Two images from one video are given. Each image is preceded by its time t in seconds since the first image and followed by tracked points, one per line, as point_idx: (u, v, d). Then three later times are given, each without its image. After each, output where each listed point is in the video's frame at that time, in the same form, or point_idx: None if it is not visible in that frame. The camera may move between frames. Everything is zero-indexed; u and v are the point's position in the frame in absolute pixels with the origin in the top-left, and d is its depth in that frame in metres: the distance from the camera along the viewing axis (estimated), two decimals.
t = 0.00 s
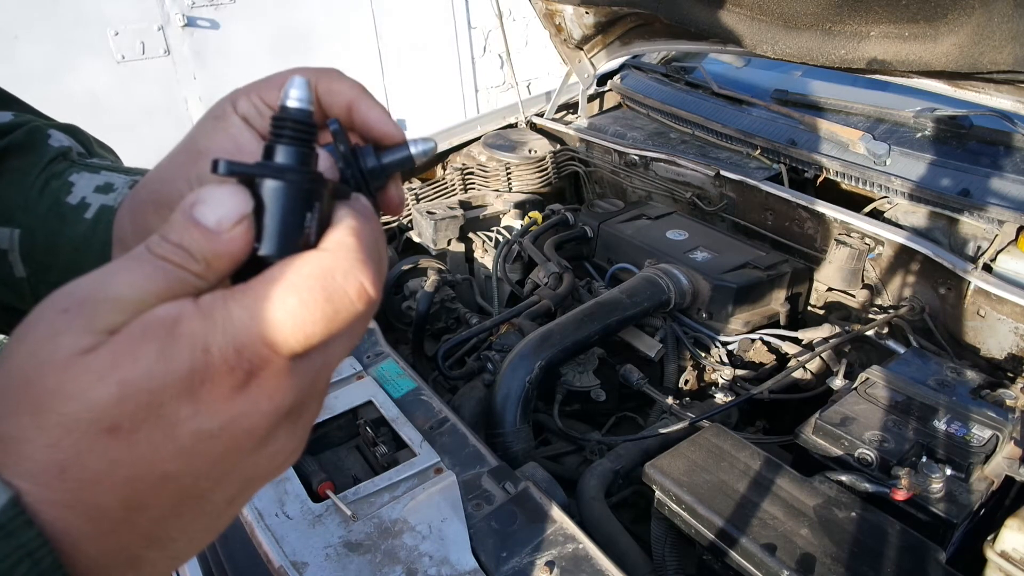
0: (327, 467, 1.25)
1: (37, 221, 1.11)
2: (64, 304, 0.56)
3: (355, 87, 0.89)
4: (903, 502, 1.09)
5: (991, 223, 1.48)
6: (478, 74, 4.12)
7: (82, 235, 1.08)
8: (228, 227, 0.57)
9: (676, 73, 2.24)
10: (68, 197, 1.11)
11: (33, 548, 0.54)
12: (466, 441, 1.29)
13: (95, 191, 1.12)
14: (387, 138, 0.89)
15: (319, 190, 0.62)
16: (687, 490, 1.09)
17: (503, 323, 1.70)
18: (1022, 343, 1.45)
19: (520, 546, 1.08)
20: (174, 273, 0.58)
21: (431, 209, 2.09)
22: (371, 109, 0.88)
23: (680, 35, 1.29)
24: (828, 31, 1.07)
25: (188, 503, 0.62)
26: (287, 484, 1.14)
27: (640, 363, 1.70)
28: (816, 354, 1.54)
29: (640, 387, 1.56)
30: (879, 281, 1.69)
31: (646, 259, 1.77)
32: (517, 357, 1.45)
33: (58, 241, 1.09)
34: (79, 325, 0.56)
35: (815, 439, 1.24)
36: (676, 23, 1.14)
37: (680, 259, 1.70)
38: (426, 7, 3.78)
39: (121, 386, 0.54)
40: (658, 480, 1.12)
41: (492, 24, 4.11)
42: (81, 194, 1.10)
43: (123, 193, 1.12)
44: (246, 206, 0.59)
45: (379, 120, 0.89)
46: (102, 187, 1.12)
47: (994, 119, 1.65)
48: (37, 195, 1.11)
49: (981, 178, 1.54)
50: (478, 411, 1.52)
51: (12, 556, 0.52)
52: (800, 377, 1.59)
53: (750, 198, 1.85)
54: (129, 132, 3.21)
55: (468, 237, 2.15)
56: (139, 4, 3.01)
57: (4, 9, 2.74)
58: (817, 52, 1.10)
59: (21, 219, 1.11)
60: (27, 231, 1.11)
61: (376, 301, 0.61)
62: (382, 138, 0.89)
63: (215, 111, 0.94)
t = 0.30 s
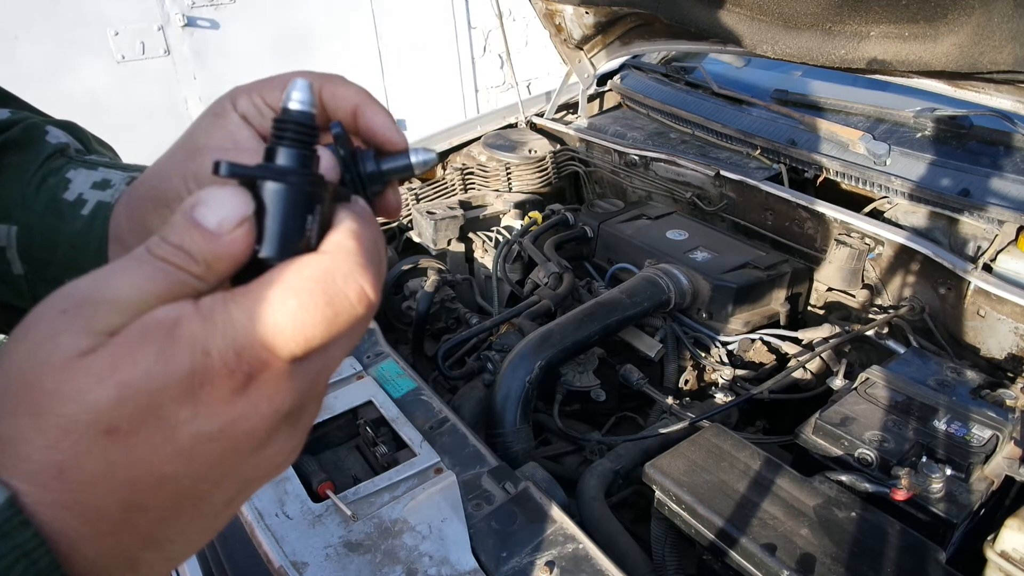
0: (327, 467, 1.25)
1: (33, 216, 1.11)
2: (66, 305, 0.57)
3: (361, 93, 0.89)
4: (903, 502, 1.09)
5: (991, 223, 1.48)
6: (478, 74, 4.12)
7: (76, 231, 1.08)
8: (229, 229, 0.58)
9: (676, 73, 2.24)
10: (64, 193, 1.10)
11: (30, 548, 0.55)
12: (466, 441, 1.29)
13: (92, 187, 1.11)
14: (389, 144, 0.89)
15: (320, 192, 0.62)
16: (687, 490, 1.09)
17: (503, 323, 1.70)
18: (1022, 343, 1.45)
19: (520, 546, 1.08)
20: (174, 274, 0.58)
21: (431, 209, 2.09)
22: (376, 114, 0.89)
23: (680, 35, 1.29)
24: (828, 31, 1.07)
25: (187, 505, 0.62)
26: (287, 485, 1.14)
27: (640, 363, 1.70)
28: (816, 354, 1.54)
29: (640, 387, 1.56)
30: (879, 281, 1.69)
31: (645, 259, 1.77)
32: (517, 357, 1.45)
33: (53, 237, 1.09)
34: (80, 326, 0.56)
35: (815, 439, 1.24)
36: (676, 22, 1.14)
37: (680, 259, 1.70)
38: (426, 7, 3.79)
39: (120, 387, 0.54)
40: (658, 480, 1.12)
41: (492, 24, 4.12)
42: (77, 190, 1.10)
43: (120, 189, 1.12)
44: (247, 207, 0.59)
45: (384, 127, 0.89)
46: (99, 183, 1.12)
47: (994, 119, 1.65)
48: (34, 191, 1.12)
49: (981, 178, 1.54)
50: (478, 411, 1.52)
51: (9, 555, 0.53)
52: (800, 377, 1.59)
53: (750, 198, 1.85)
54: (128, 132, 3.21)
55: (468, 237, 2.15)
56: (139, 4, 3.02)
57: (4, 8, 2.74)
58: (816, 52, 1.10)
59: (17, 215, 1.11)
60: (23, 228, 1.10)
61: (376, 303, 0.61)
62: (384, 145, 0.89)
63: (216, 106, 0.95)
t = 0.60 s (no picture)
0: (327, 467, 1.25)
1: (34, 215, 1.11)
2: (65, 303, 0.57)
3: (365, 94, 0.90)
4: (903, 502, 1.09)
5: (990, 223, 1.48)
6: (478, 74, 4.14)
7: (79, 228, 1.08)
8: (228, 227, 0.57)
9: (677, 73, 2.24)
10: (67, 192, 1.10)
11: (30, 546, 0.55)
12: (466, 441, 1.29)
13: (95, 186, 1.12)
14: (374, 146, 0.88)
15: (319, 191, 0.62)
16: (687, 490, 1.09)
17: (503, 323, 1.71)
18: (1022, 343, 1.45)
19: (520, 546, 1.08)
20: (174, 272, 0.58)
21: (431, 209, 2.09)
22: (372, 116, 0.89)
23: (680, 35, 1.29)
24: (828, 31, 1.07)
25: (186, 503, 0.62)
26: (287, 484, 1.14)
27: (640, 363, 1.70)
28: (815, 354, 1.54)
29: (640, 387, 1.56)
30: (879, 281, 1.69)
31: (645, 259, 1.77)
32: (518, 357, 1.45)
33: (53, 236, 1.09)
34: (79, 323, 0.56)
35: (815, 439, 1.24)
36: (676, 23, 1.14)
37: (680, 259, 1.70)
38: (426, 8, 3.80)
39: (120, 385, 0.54)
40: (658, 480, 1.12)
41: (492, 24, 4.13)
42: (80, 189, 1.10)
43: (123, 188, 1.12)
44: (246, 205, 0.59)
45: (375, 128, 0.89)
46: (102, 182, 1.13)
47: (994, 119, 1.65)
48: (36, 191, 1.12)
49: (981, 178, 1.54)
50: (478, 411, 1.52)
51: (9, 554, 0.53)
52: (800, 377, 1.59)
53: (750, 198, 1.85)
54: (129, 132, 3.26)
55: (468, 237, 2.15)
56: (139, 5, 3.08)
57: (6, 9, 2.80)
58: (816, 52, 1.10)
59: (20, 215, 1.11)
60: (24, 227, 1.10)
61: (375, 302, 0.61)
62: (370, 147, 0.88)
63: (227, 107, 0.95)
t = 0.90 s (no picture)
0: (327, 467, 1.25)
1: (22, 197, 1.05)
2: (63, 305, 0.57)
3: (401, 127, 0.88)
4: (903, 502, 1.09)
5: (991, 223, 1.48)
6: (478, 74, 4.15)
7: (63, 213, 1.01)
8: (220, 229, 0.60)
9: (677, 74, 2.24)
10: (60, 175, 1.06)
11: (33, 543, 0.53)
12: (466, 441, 1.29)
13: (89, 171, 1.07)
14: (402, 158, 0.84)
15: (308, 198, 0.67)
16: (687, 490, 1.09)
17: (503, 323, 1.71)
18: (1022, 343, 1.45)
19: (520, 546, 1.08)
20: (169, 274, 0.59)
21: (431, 209, 2.09)
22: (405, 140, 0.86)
23: (680, 36, 1.29)
24: (828, 31, 1.07)
25: (182, 505, 0.59)
26: (287, 484, 1.14)
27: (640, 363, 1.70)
28: (815, 354, 1.54)
29: (640, 387, 1.56)
30: (879, 281, 1.69)
31: (645, 259, 1.77)
32: (517, 357, 1.45)
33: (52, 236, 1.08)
34: (78, 322, 0.55)
35: (815, 439, 1.24)
36: (676, 23, 1.14)
37: (680, 259, 1.70)
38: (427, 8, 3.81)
39: (119, 379, 0.53)
40: (658, 480, 1.12)
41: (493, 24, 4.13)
42: (74, 172, 1.06)
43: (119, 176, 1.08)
44: (238, 208, 0.62)
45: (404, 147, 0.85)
46: (97, 168, 1.08)
47: (994, 119, 1.65)
48: (28, 173, 1.06)
49: (981, 178, 1.54)
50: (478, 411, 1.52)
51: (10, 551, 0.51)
52: (800, 377, 1.59)
53: (750, 198, 1.85)
54: (128, 130, 3.28)
55: (468, 237, 2.15)
56: (138, 5, 3.09)
57: (7, 8, 2.82)
58: (816, 52, 1.10)
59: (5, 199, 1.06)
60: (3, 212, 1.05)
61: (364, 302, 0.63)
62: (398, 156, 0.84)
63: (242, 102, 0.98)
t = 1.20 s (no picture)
0: (327, 467, 1.25)
1: (39, 198, 1.04)
2: (62, 311, 0.57)
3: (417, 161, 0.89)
4: (903, 502, 1.09)
5: (990, 223, 1.49)
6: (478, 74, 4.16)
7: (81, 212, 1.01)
8: (223, 237, 0.58)
9: (676, 74, 2.24)
10: (75, 175, 1.05)
11: (33, 551, 0.55)
12: (467, 441, 1.29)
13: (105, 171, 1.06)
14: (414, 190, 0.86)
15: (311, 204, 0.64)
16: (687, 490, 1.09)
17: (503, 323, 1.71)
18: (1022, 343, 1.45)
19: (520, 546, 1.08)
20: (171, 281, 0.59)
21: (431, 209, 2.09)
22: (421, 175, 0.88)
23: (680, 36, 1.29)
24: (828, 31, 1.08)
25: (183, 511, 0.62)
26: (287, 484, 1.14)
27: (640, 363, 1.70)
28: (815, 354, 1.54)
29: (640, 387, 1.56)
30: (879, 281, 1.69)
31: (645, 259, 1.77)
32: (518, 357, 1.45)
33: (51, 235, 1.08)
34: (78, 331, 0.56)
35: (815, 439, 1.24)
36: (677, 23, 1.14)
37: (680, 259, 1.70)
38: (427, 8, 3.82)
39: (120, 392, 0.54)
40: (658, 480, 1.12)
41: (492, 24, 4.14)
42: (90, 172, 1.04)
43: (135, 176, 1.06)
44: (241, 215, 0.60)
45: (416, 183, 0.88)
46: (113, 168, 1.06)
47: (994, 119, 1.64)
48: (44, 170, 1.05)
49: (981, 178, 1.54)
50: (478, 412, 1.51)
51: (13, 559, 0.53)
52: (800, 377, 1.59)
53: (750, 198, 1.85)
54: (128, 131, 3.29)
55: (468, 237, 2.15)
56: (139, 5, 3.10)
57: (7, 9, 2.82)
58: (816, 52, 1.10)
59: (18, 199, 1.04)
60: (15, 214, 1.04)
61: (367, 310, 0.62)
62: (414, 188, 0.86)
63: (257, 114, 1.01)
